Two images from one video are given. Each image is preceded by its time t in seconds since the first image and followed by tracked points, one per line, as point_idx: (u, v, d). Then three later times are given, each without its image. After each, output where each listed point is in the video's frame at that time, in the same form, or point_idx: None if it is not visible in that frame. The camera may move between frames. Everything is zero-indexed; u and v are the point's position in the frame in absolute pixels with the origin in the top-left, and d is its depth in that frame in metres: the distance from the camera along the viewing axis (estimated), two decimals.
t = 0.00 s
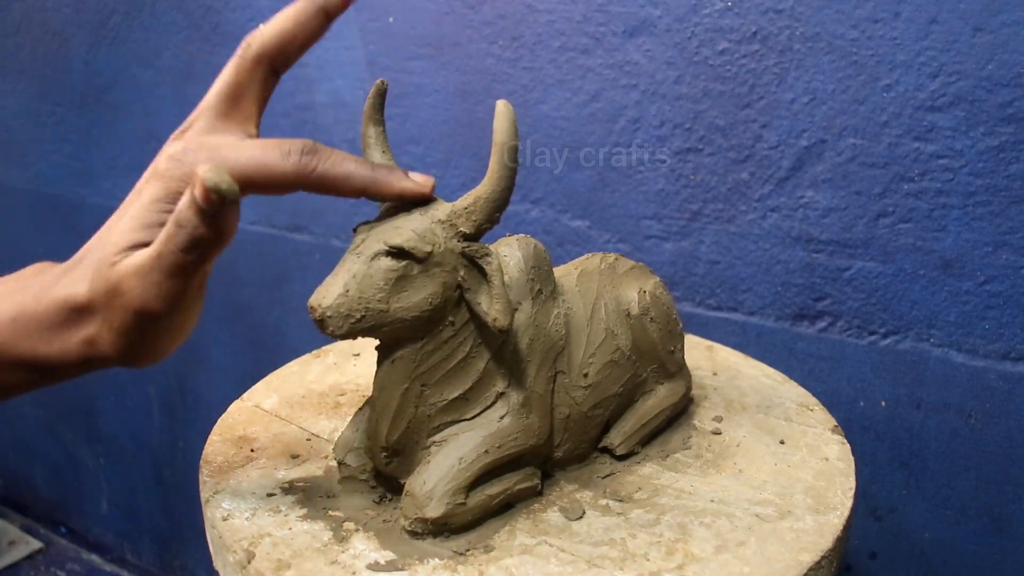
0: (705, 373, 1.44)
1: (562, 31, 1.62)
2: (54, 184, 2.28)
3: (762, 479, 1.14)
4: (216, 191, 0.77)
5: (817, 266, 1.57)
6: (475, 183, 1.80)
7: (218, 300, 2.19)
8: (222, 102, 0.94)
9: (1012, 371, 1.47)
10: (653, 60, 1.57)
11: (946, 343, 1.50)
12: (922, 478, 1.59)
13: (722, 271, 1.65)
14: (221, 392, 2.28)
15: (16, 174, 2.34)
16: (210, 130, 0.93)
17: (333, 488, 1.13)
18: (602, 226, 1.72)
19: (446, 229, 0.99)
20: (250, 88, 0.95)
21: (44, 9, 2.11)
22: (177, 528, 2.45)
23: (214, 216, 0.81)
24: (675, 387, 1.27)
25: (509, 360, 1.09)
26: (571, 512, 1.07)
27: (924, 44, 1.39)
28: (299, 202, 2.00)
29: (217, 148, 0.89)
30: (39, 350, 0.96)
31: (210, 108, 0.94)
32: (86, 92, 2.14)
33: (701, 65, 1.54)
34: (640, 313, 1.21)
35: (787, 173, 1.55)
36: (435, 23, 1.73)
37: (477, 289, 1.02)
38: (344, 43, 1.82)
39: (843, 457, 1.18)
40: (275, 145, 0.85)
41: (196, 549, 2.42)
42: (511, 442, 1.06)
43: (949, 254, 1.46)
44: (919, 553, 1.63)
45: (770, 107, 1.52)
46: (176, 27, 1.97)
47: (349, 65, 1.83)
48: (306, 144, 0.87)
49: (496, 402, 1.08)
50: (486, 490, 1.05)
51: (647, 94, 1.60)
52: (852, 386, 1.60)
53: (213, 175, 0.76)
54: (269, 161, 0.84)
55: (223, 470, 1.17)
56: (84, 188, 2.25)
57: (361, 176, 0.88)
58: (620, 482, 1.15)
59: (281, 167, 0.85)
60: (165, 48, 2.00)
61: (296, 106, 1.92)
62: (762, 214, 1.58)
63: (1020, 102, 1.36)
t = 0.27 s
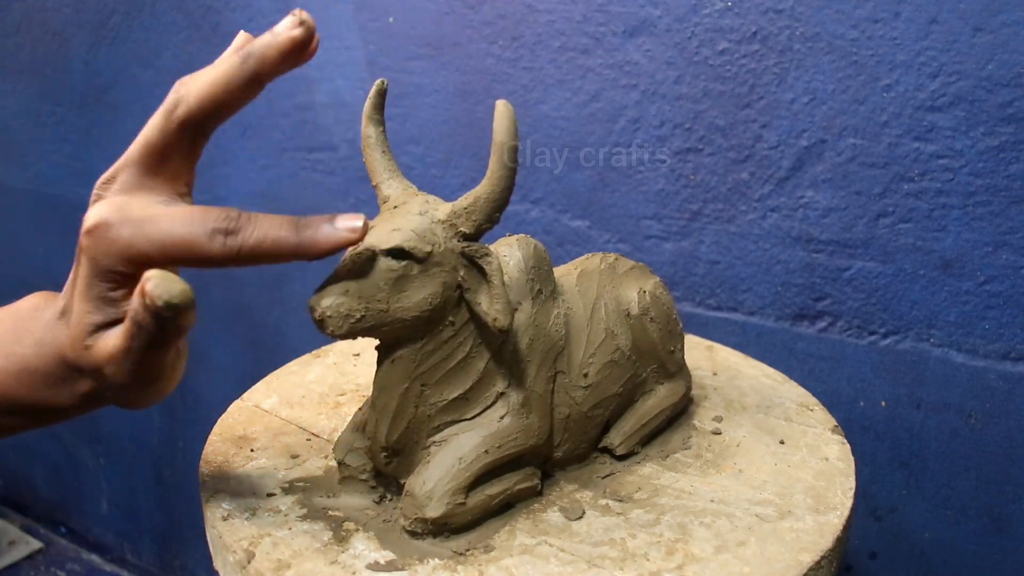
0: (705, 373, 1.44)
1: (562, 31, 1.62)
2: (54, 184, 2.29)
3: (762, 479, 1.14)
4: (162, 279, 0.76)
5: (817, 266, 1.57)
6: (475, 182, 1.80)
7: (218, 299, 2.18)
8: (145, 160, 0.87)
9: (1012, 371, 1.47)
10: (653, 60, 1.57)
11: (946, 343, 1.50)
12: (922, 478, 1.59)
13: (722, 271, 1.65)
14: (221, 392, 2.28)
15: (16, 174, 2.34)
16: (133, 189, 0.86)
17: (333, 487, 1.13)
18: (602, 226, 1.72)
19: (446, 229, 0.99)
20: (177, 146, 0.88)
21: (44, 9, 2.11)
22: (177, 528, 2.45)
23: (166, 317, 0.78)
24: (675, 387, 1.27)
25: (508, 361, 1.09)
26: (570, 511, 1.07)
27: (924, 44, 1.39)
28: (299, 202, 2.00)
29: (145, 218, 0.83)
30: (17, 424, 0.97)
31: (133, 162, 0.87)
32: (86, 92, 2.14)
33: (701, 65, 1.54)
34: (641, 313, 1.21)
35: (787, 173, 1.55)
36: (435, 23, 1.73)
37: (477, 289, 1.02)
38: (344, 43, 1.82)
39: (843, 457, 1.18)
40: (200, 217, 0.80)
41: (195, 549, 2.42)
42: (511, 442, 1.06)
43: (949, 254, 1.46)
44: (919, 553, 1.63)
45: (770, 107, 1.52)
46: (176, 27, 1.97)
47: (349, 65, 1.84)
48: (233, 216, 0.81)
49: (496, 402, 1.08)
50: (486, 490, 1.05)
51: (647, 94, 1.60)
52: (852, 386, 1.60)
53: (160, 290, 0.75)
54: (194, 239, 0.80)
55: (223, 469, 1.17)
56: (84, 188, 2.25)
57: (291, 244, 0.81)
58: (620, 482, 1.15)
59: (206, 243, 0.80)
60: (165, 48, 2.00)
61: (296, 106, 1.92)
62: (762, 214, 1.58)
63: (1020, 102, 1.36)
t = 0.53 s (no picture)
0: (705, 373, 1.44)
1: (562, 31, 1.62)
2: (54, 184, 2.28)
3: (762, 479, 1.14)
4: (74, 484, 0.50)
5: (817, 266, 1.57)
6: (475, 183, 1.80)
7: (218, 299, 2.18)
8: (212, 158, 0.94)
9: (1012, 371, 1.47)
10: (653, 60, 1.57)
11: (946, 343, 1.50)
12: (922, 478, 1.59)
13: (722, 271, 1.65)
14: (221, 392, 2.28)
15: (16, 174, 2.34)
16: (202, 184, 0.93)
17: (333, 488, 1.13)
18: (602, 226, 1.72)
19: (446, 229, 0.99)
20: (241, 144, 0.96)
21: (44, 9, 2.11)
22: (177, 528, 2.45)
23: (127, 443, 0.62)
24: (675, 387, 1.27)
25: (509, 361, 1.09)
26: (570, 512, 1.07)
27: (924, 44, 1.39)
28: (299, 202, 2.00)
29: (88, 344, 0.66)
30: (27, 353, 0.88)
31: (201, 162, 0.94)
32: (85, 91, 2.14)
33: (701, 65, 1.54)
34: (641, 313, 1.21)
35: (787, 173, 1.54)
36: (435, 23, 1.73)
37: (477, 289, 1.02)
38: (344, 43, 1.82)
39: (843, 457, 1.18)
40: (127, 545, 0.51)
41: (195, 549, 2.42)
42: (511, 442, 1.06)
43: (949, 254, 1.46)
44: (919, 553, 1.63)
45: (770, 107, 1.52)
46: (176, 27, 1.97)
47: (349, 65, 1.83)
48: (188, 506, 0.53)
49: (496, 402, 1.08)
50: (485, 490, 1.05)
51: (647, 94, 1.60)
52: (852, 386, 1.60)
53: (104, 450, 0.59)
54: None
55: (223, 469, 1.16)
56: (85, 188, 2.25)
57: None
58: (620, 482, 1.15)
59: None
60: (165, 48, 2.00)
61: (296, 105, 1.91)
62: (762, 214, 1.58)
63: (1020, 102, 1.36)
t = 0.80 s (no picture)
0: (705, 373, 1.44)
1: (562, 31, 1.62)
2: (54, 184, 2.29)
3: (762, 479, 1.14)
4: None
5: (817, 266, 1.57)
6: (475, 183, 1.80)
7: (218, 300, 2.18)
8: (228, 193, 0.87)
9: (1012, 371, 1.47)
10: (653, 60, 1.57)
11: (946, 343, 1.50)
12: (922, 478, 1.59)
13: (722, 271, 1.65)
14: (221, 392, 2.28)
15: (16, 174, 2.34)
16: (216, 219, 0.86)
17: (333, 488, 1.13)
18: (602, 226, 1.72)
19: (446, 229, 0.99)
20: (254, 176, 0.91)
21: (45, 9, 2.11)
22: (177, 528, 2.45)
23: None
24: (675, 387, 1.27)
25: (509, 361, 1.09)
26: (570, 511, 1.07)
27: (924, 44, 1.39)
28: (299, 202, 2.00)
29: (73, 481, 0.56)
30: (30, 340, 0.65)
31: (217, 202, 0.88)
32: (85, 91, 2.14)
33: (700, 65, 1.54)
34: (641, 313, 1.21)
35: (787, 173, 1.54)
36: (435, 24, 1.73)
37: (477, 290, 1.02)
38: (344, 44, 1.82)
39: (843, 457, 1.18)
40: None
41: (195, 549, 2.42)
42: (511, 442, 1.06)
43: (949, 254, 1.46)
44: (919, 553, 1.63)
45: (770, 107, 1.52)
46: (176, 27, 1.97)
47: (349, 65, 1.83)
48: None
49: (496, 402, 1.08)
50: (485, 490, 1.05)
51: (647, 94, 1.60)
52: (852, 386, 1.60)
53: None
54: None
55: (223, 469, 1.16)
56: (85, 188, 2.25)
57: None
58: (620, 482, 1.15)
59: None
60: (166, 48, 2.00)
61: (296, 105, 1.91)
62: (762, 214, 1.59)
63: (1020, 102, 1.36)
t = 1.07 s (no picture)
0: (705, 373, 1.44)
1: (562, 31, 1.62)
2: (54, 184, 2.29)
3: (762, 479, 1.14)
4: None
5: (817, 266, 1.57)
6: (475, 183, 1.80)
7: (218, 299, 2.18)
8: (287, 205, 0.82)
9: (1012, 371, 1.47)
10: (653, 60, 1.57)
11: (946, 343, 1.51)
12: (922, 478, 1.59)
13: (722, 271, 1.65)
14: (221, 392, 2.28)
15: (16, 174, 2.34)
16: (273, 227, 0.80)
17: (333, 488, 1.13)
18: (602, 226, 1.72)
19: (446, 229, 0.99)
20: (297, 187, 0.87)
21: (44, 9, 2.11)
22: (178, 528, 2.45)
23: None
24: (675, 387, 1.27)
25: (509, 361, 1.08)
26: (570, 511, 1.07)
27: (924, 44, 1.39)
28: (299, 202, 2.00)
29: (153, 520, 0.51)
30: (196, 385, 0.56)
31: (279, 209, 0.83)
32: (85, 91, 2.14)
33: (700, 65, 1.54)
34: (640, 313, 1.21)
35: (787, 173, 1.54)
36: (435, 23, 1.73)
37: (477, 290, 1.02)
38: (344, 43, 1.82)
39: (843, 457, 1.18)
40: None
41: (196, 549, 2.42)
42: (511, 442, 1.06)
43: (949, 254, 1.46)
44: (920, 553, 1.63)
45: (770, 107, 1.52)
46: (176, 27, 1.97)
47: (349, 65, 1.83)
48: None
49: (496, 402, 1.08)
50: (485, 490, 1.05)
51: (647, 94, 1.60)
52: (852, 386, 1.60)
53: None
54: None
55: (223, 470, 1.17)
56: (85, 188, 2.25)
57: None
58: (620, 482, 1.15)
59: None
60: (166, 48, 2.00)
61: (296, 105, 1.91)
62: (762, 214, 1.59)
63: (1020, 102, 1.36)
